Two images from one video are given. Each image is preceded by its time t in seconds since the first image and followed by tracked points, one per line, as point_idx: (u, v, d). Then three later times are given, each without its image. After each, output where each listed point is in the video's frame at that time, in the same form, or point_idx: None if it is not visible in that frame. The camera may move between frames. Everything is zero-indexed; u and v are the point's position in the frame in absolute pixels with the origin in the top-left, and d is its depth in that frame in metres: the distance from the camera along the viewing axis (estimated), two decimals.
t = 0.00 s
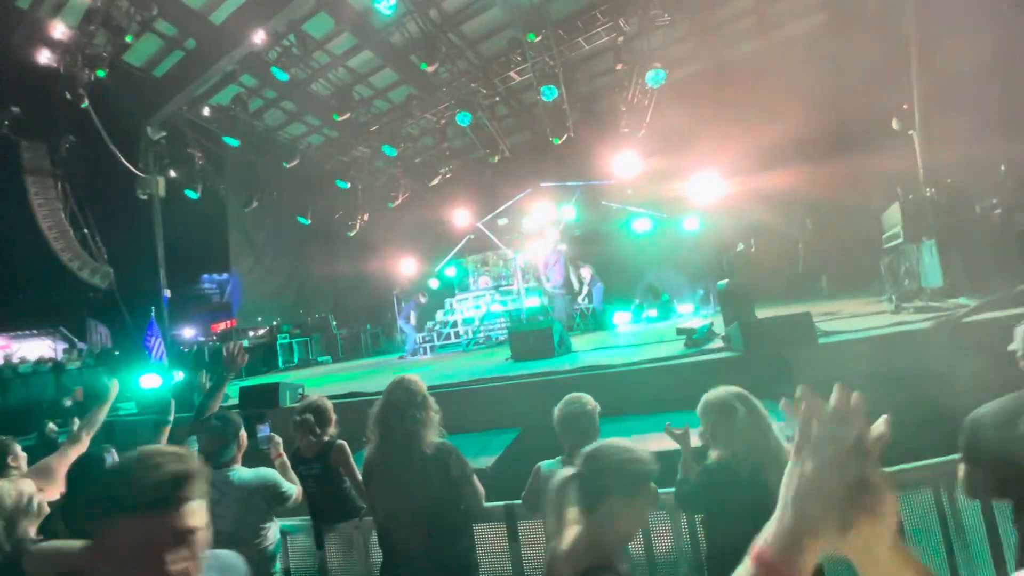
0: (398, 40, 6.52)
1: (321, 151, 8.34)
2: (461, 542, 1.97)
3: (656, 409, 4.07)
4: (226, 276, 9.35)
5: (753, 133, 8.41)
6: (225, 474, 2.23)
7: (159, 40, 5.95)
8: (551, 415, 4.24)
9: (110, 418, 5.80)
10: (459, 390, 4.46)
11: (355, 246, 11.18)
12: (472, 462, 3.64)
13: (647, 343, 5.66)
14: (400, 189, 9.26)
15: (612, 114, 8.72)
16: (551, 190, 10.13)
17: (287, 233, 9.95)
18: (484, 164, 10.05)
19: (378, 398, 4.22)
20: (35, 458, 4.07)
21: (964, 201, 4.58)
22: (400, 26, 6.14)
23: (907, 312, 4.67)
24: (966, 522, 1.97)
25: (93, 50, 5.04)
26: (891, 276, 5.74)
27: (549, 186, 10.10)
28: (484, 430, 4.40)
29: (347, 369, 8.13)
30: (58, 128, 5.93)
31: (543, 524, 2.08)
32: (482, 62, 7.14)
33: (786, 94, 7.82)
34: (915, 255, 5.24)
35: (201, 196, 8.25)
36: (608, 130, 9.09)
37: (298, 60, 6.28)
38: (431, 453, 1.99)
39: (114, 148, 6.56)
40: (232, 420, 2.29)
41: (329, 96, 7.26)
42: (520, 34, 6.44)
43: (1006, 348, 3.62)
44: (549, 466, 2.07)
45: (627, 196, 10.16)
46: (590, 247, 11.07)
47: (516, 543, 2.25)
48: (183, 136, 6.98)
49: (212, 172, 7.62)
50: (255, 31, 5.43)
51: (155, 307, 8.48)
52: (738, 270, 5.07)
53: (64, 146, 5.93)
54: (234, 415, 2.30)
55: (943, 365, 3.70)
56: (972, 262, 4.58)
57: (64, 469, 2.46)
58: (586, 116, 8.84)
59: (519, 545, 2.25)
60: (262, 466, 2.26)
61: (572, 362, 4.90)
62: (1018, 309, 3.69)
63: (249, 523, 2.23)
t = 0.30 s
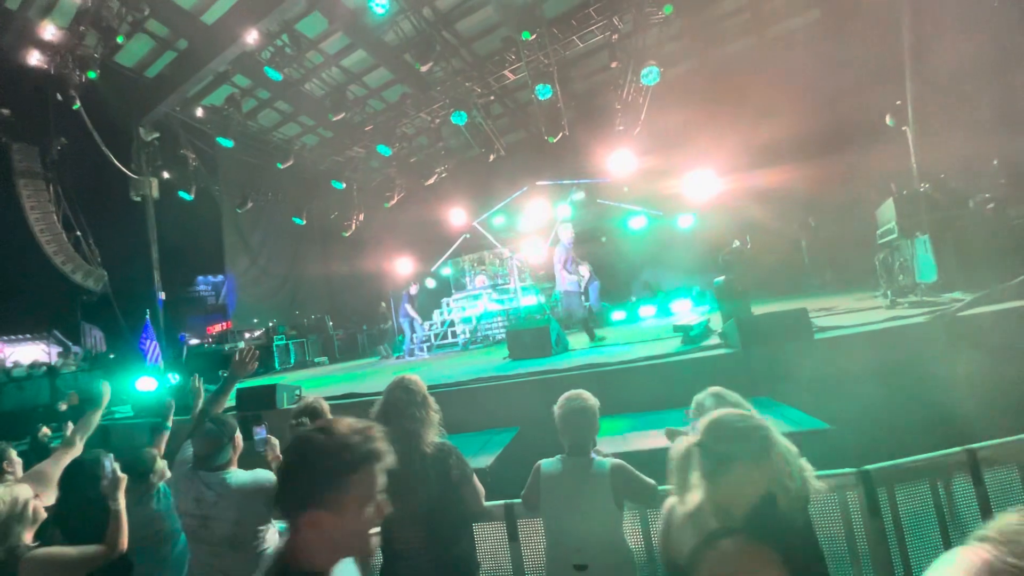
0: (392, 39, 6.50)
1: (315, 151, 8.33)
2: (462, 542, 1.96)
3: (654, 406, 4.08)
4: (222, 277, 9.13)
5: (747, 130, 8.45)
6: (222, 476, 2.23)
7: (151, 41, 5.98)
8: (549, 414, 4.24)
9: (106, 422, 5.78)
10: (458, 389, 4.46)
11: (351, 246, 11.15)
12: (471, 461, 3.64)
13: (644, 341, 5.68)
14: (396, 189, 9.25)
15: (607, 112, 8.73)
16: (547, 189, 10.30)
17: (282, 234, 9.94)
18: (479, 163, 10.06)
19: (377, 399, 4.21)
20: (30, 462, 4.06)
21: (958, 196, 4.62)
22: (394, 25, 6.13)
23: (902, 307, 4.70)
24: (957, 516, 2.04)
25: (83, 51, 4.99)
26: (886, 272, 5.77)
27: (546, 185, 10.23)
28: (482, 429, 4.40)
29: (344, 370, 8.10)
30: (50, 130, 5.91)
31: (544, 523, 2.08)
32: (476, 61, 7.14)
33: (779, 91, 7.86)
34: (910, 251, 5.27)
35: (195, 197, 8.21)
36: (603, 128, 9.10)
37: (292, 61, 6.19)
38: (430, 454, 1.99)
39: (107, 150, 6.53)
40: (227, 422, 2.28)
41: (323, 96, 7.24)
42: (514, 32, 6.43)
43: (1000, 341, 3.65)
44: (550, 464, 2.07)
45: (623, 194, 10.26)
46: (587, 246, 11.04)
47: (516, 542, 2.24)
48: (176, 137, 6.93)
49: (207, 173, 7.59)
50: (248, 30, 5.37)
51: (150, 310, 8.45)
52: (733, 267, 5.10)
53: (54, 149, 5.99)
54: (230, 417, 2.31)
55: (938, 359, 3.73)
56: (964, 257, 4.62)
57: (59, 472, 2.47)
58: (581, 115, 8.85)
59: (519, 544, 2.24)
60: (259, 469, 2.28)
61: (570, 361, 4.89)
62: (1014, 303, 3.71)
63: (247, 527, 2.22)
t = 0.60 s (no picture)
0: (388, 41, 6.51)
1: (312, 154, 8.32)
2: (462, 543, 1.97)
3: (653, 406, 4.09)
4: (219, 282, 9.13)
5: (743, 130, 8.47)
6: (221, 481, 2.22)
7: (146, 44, 5.99)
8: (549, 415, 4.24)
9: (104, 427, 5.75)
10: (456, 391, 4.46)
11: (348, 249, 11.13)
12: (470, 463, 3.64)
13: (642, 341, 5.68)
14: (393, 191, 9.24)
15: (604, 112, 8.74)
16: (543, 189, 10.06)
17: (280, 237, 9.93)
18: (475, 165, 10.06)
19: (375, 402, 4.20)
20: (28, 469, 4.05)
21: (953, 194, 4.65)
22: (390, 27, 6.13)
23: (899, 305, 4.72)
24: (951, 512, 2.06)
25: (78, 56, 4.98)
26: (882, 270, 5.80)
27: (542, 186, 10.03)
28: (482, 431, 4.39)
29: (342, 373, 8.08)
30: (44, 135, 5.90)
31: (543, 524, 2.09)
32: (472, 63, 7.15)
33: (774, 88, 7.87)
34: (907, 249, 5.28)
35: (192, 200, 8.19)
36: (599, 129, 9.11)
37: (288, 64, 6.19)
38: (429, 457, 2.00)
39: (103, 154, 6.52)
40: (226, 427, 2.28)
41: (319, 98, 7.24)
42: (511, 34, 6.43)
43: (996, 338, 3.67)
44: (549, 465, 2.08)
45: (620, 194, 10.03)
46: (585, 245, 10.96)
47: (516, 542, 2.25)
48: (172, 141, 6.91)
49: (203, 177, 7.58)
50: (244, 34, 5.36)
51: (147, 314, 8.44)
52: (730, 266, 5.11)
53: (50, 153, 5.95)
54: (228, 422, 2.30)
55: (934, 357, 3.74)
56: (959, 255, 4.64)
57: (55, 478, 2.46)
58: (577, 115, 8.86)
59: (518, 545, 2.25)
60: (257, 472, 2.27)
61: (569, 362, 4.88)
62: (1009, 300, 3.73)
63: (247, 531, 2.22)
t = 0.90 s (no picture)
0: (381, 40, 6.51)
1: (304, 153, 8.29)
2: (456, 543, 1.96)
3: (647, 405, 4.10)
4: (211, 281, 9.00)
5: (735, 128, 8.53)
6: (210, 483, 2.21)
7: (136, 43, 5.96)
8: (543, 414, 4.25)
9: (95, 430, 5.71)
10: (449, 390, 4.47)
11: (341, 249, 11.08)
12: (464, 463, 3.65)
13: (635, 339, 5.71)
14: (386, 190, 9.21)
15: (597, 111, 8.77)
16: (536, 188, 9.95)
17: (272, 237, 9.87)
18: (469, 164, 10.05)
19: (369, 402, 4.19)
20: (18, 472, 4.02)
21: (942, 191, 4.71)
22: (382, 25, 6.12)
23: (889, 301, 4.77)
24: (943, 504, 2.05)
25: (66, 55, 4.93)
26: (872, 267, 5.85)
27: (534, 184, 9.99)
28: (477, 430, 4.39)
29: (336, 373, 8.04)
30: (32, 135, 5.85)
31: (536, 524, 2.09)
32: (465, 61, 7.15)
33: (766, 87, 7.91)
34: (897, 246, 5.33)
35: (183, 201, 8.14)
36: (593, 127, 9.12)
37: (279, 63, 6.15)
38: (422, 458, 2.00)
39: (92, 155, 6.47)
40: (215, 429, 2.27)
41: (311, 98, 7.21)
42: (503, 33, 6.43)
43: (984, 334, 3.72)
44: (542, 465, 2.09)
45: (613, 192, 9.91)
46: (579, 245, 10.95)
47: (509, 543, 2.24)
48: (162, 141, 6.86)
49: (195, 177, 7.54)
50: (234, 33, 5.33)
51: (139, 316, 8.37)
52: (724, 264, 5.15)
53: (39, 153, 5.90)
54: (217, 424, 2.29)
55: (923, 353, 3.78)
56: (948, 252, 4.70)
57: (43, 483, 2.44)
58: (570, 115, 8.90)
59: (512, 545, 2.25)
60: (247, 475, 2.26)
61: (562, 360, 4.89)
62: (996, 296, 3.78)
63: (238, 533, 2.21)
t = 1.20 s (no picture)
0: (379, 40, 6.50)
1: (303, 153, 8.27)
2: (452, 543, 1.97)
3: (646, 404, 4.10)
4: (211, 282, 9.01)
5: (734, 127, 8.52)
6: (205, 486, 2.22)
7: (134, 44, 5.96)
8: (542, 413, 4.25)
9: (94, 431, 5.70)
10: (448, 390, 4.46)
11: (341, 249, 11.08)
12: (462, 463, 3.64)
13: (634, 338, 5.70)
14: (385, 190, 9.19)
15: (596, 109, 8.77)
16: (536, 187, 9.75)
17: (272, 238, 9.86)
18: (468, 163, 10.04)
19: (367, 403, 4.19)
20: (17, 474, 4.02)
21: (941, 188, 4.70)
22: (380, 25, 6.12)
23: (887, 299, 4.77)
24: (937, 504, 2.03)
25: (64, 56, 4.93)
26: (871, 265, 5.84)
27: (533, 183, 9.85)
28: (477, 430, 4.39)
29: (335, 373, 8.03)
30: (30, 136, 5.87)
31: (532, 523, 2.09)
32: (463, 60, 7.14)
33: (764, 84, 7.91)
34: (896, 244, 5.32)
35: (182, 201, 8.14)
36: (592, 125, 9.10)
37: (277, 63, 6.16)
38: (419, 460, 2.00)
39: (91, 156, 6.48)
40: (210, 432, 2.28)
41: (309, 98, 7.21)
42: (502, 32, 6.42)
43: (982, 331, 3.71)
44: (537, 466, 2.08)
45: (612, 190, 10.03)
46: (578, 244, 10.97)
47: (507, 541, 2.25)
48: (161, 141, 6.86)
49: (194, 178, 7.53)
50: (232, 33, 5.32)
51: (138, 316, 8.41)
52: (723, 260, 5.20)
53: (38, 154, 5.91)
54: (213, 426, 2.30)
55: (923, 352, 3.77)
56: (947, 249, 4.69)
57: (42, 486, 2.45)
58: (569, 113, 8.88)
59: (509, 544, 2.25)
60: (244, 477, 2.26)
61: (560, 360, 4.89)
62: (993, 294, 3.78)
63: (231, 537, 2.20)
